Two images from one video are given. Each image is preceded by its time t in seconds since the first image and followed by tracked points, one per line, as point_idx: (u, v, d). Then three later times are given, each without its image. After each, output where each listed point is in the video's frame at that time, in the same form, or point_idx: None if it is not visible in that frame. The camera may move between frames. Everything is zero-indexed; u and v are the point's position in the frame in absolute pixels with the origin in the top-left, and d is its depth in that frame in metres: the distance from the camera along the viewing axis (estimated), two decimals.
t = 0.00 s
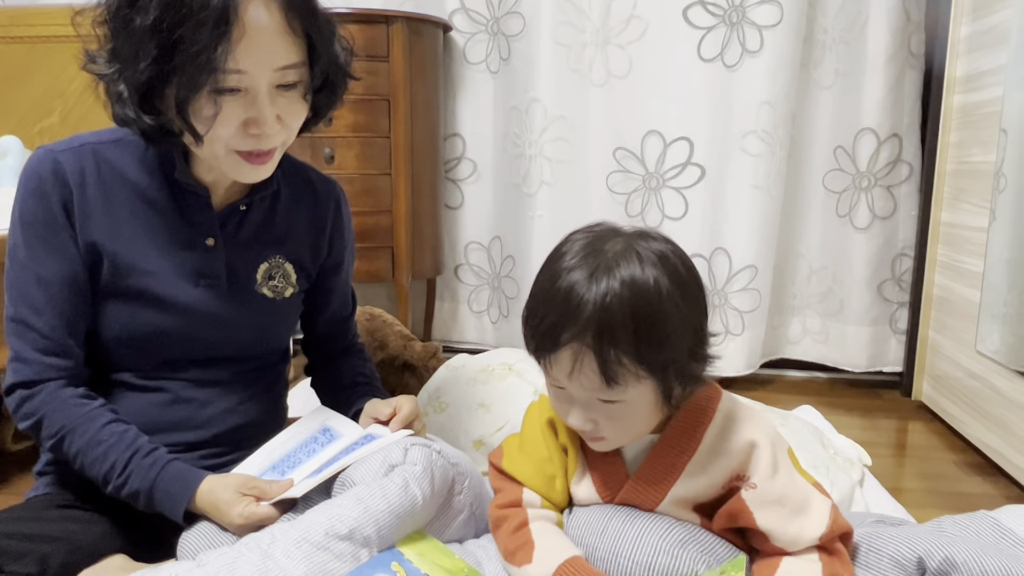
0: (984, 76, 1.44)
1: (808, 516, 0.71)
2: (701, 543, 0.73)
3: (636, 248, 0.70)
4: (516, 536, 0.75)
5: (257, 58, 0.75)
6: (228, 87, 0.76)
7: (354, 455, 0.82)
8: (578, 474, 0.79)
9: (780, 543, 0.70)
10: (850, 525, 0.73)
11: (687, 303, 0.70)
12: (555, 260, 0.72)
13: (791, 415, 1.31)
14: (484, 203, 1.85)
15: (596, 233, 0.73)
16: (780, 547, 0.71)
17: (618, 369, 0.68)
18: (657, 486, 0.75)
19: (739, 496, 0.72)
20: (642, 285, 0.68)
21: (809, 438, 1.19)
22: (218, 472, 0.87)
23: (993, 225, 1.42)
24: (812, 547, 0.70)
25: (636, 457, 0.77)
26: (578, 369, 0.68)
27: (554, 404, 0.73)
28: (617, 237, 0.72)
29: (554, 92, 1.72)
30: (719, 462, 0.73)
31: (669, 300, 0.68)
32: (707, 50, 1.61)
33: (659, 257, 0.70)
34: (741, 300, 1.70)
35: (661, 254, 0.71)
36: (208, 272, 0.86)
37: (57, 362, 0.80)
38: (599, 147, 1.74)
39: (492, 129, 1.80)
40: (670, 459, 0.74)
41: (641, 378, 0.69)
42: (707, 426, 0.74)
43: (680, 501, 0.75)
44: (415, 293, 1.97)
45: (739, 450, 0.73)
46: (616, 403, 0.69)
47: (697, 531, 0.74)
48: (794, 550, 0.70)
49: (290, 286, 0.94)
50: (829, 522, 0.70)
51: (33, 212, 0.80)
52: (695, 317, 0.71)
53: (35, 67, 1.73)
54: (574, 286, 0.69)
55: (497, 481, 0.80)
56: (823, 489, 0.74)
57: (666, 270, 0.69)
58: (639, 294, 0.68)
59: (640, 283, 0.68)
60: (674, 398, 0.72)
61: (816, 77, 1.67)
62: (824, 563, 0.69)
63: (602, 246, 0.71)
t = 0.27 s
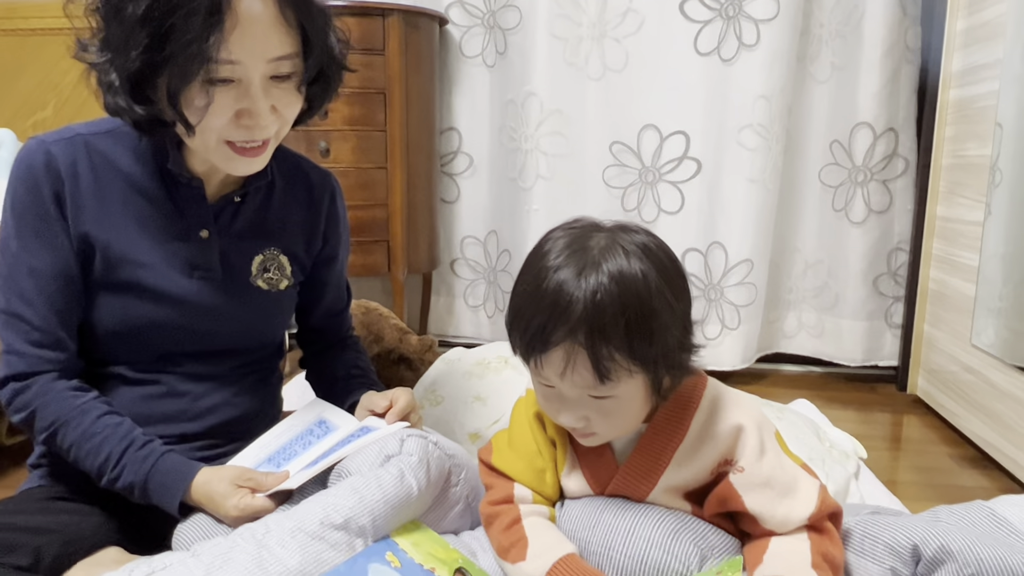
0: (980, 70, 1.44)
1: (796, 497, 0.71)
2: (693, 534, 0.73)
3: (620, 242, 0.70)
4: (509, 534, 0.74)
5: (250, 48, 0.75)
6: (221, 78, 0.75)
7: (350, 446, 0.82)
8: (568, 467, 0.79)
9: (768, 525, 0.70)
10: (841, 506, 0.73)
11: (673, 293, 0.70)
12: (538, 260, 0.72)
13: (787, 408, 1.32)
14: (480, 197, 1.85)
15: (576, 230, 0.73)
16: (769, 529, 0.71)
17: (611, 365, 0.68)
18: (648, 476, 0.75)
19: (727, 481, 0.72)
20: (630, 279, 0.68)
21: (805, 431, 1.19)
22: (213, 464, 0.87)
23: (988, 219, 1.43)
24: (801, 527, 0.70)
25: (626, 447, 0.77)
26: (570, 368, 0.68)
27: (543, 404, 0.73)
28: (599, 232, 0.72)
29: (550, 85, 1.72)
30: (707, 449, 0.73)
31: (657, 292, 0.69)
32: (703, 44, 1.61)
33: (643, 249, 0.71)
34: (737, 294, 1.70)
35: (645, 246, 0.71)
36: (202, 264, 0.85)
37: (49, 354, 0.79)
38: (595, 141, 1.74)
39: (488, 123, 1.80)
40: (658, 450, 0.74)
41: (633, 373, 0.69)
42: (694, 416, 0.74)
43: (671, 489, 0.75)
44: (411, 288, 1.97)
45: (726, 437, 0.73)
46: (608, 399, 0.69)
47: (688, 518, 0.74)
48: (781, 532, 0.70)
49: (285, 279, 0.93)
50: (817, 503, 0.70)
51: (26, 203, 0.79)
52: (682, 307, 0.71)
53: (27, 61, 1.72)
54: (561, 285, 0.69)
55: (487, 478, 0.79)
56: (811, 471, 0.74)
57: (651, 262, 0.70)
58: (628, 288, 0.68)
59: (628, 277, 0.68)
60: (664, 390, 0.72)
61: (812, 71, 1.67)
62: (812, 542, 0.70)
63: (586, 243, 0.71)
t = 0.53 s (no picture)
0: (977, 63, 1.44)
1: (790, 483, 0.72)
2: (688, 520, 0.73)
3: (608, 228, 0.70)
4: (504, 524, 0.74)
5: (245, 37, 0.74)
6: (216, 66, 0.75)
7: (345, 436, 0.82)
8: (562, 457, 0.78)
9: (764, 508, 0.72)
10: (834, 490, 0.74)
11: (665, 277, 0.70)
12: (526, 251, 0.71)
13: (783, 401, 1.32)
14: (476, 191, 1.84)
15: (564, 219, 0.73)
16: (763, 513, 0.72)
17: (607, 351, 0.67)
18: (643, 462, 0.75)
19: (722, 467, 0.73)
20: (621, 264, 0.68)
21: (801, 423, 1.19)
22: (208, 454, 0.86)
23: (984, 212, 1.43)
24: (796, 510, 0.71)
25: (620, 435, 0.77)
26: (566, 355, 0.68)
27: (538, 395, 0.72)
28: (586, 221, 0.72)
29: (547, 78, 1.72)
30: (702, 435, 0.73)
31: (649, 276, 0.69)
32: (701, 37, 1.61)
33: (631, 234, 0.71)
34: (733, 287, 1.70)
35: (633, 231, 0.71)
36: (197, 254, 0.85)
37: (43, 344, 0.79)
38: (591, 135, 1.74)
39: (484, 116, 1.80)
40: (652, 437, 0.74)
41: (628, 358, 0.68)
42: (687, 403, 0.74)
43: (665, 475, 0.76)
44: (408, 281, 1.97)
45: (720, 423, 0.73)
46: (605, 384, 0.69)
47: (682, 503, 0.75)
48: (777, 514, 0.71)
49: (281, 270, 0.93)
50: (813, 487, 0.72)
51: (19, 192, 0.79)
52: (674, 290, 0.71)
53: (20, 52, 1.71)
54: (551, 274, 0.68)
55: (482, 469, 0.79)
56: (804, 457, 0.75)
57: (641, 246, 0.70)
58: (620, 272, 0.68)
59: (619, 262, 0.68)
60: (660, 374, 0.72)
61: (809, 65, 1.67)
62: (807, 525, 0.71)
63: (575, 231, 0.71)
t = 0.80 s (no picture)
0: (974, 60, 1.45)
1: (785, 475, 0.72)
2: (686, 511, 0.72)
3: (608, 218, 0.71)
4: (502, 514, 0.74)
5: (243, 33, 0.74)
6: (213, 62, 0.75)
7: (342, 430, 0.83)
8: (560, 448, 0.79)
9: (762, 497, 0.72)
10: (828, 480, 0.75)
11: (663, 268, 0.71)
12: (525, 240, 0.72)
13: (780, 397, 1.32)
14: (474, 188, 1.85)
15: (564, 209, 0.74)
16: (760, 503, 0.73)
17: (603, 337, 0.68)
18: (642, 452, 0.75)
19: (720, 457, 0.73)
20: (620, 254, 0.68)
21: (798, 419, 1.19)
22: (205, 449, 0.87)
23: (981, 210, 1.43)
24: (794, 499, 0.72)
25: (619, 426, 0.77)
26: (563, 342, 0.68)
27: (535, 384, 0.73)
28: (586, 210, 0.73)
29: (544, 76, 1.72)
30: (699, 425, 0.74)
31: (647, 266, 0.69)
32: (698, 35, 1.61)
33: (631, 224, 0.71)
34: (730, 285, 1.70)
35: (633, 222, 0.71)
36: (195, 250, 0.85)
37: (39, 339, 0.79)
38: (589, 132, 1.74)
39: (482, 114, 1.80)
40: (651, 428, 0.74)
41: (625, 347, 0.69)
42: (685, 395, 0.74)
43: (662, 466, 0.76)
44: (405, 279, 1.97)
45: (717, 414, 0.74)
46: (601, 373, 0.69)
47: (681, 493, 0.74)
48: (776, 500, 0.72)
49: (278, 266, 0.93)
50: (810, 476, 0.72)
51: (16, 187, 0.79)
52: (672, 281, 0.72)
53: (16, 49, 1.70)
54: (550, 262, 0.69)
55: (482, 461, 0.79)
56: (800, 448, 0.76)
57: (640, 237, 0.70)
58: (617, 259, 0.68)
59: (618, 252, 0.69)
60: (656, 365, 0.72)
61: (806, 63, 1.67)
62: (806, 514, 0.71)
63: (574, 220, 0.71)
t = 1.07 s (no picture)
0: (972, 59, 1.45)
1: (783, 467, 0.72)
2: (686, 499, 0.72)
3: (629, 196, 0.73)
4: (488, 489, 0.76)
5: (242, 27, 0.74)
6: (213, 56, 0.75)
7: (343, 424, 0.83)
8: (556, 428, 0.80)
9: (769, 490, 0.72)
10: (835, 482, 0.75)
11: (680, 246, 0.73)
12: (548, 214, 0.74)
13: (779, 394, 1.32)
14: (473, 186, 1.85)
15: (587, 188, 0.76)
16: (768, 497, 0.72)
17: (614, 307, 0.69)
18: (646, 437, 0.75)
19: (729, 449, 0.74)
20: (638, 228, 0.70)
21: (796, 414, 1.19)
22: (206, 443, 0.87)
23: (979, 208, 1.44)
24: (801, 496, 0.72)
25: (626, 411, 0.78)
26: (575, 308, 0.70)
27: (548, 353, 0.74)
28: (609, 189, 0.75)
29: (544, 74, 1.72)
30: (708, 415, 0.75)
31: (663, 242, 0.71)
32: (697, 33, 1.61)
33: (652, 204, 0.73)
34: (729, 283, 1.70)
35: (654, 202, 0.74)
36: (194, 245, 0.85)
37: (38, 333, 0.79)
38: (588, 130, 1.74)
39: (481, 112, 1.80)
40: (658, 412, 0.75)
41: (636, 318, 0.70)
42: (695, 385, 0.76)
43: (666, 452, 0.76)
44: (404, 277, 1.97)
45: (726, 405, 0.75)
46: (611, 343, 0.71)
47: (681, 482, 0.74)
48: (783, 496, 0.72)
49: (277, 260, 0.93)
50: (818, 473, 0.73)
51: (16, 182, 0.79)
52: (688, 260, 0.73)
53: (15, 47, 1.70)
54: (569, 233, 0.71)
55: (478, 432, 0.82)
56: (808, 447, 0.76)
57: (660, 216, 0.72)
58: (635, 233, 0.70)
59: (636, 227, 0.71)
60: (667, 343, 0.74)
61: (805, 61, 1.67)
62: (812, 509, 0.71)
63: (596, 197, 0.74)
